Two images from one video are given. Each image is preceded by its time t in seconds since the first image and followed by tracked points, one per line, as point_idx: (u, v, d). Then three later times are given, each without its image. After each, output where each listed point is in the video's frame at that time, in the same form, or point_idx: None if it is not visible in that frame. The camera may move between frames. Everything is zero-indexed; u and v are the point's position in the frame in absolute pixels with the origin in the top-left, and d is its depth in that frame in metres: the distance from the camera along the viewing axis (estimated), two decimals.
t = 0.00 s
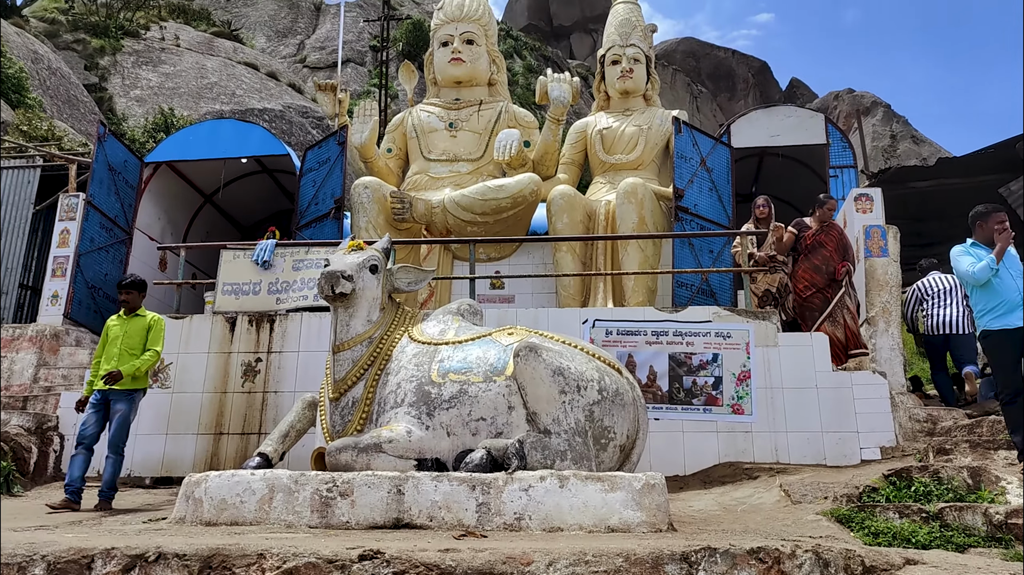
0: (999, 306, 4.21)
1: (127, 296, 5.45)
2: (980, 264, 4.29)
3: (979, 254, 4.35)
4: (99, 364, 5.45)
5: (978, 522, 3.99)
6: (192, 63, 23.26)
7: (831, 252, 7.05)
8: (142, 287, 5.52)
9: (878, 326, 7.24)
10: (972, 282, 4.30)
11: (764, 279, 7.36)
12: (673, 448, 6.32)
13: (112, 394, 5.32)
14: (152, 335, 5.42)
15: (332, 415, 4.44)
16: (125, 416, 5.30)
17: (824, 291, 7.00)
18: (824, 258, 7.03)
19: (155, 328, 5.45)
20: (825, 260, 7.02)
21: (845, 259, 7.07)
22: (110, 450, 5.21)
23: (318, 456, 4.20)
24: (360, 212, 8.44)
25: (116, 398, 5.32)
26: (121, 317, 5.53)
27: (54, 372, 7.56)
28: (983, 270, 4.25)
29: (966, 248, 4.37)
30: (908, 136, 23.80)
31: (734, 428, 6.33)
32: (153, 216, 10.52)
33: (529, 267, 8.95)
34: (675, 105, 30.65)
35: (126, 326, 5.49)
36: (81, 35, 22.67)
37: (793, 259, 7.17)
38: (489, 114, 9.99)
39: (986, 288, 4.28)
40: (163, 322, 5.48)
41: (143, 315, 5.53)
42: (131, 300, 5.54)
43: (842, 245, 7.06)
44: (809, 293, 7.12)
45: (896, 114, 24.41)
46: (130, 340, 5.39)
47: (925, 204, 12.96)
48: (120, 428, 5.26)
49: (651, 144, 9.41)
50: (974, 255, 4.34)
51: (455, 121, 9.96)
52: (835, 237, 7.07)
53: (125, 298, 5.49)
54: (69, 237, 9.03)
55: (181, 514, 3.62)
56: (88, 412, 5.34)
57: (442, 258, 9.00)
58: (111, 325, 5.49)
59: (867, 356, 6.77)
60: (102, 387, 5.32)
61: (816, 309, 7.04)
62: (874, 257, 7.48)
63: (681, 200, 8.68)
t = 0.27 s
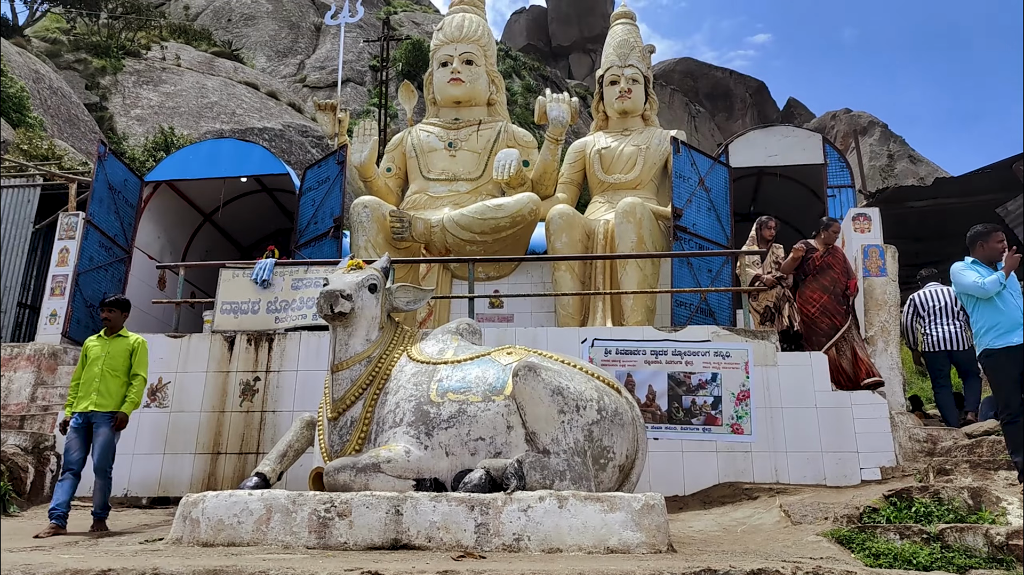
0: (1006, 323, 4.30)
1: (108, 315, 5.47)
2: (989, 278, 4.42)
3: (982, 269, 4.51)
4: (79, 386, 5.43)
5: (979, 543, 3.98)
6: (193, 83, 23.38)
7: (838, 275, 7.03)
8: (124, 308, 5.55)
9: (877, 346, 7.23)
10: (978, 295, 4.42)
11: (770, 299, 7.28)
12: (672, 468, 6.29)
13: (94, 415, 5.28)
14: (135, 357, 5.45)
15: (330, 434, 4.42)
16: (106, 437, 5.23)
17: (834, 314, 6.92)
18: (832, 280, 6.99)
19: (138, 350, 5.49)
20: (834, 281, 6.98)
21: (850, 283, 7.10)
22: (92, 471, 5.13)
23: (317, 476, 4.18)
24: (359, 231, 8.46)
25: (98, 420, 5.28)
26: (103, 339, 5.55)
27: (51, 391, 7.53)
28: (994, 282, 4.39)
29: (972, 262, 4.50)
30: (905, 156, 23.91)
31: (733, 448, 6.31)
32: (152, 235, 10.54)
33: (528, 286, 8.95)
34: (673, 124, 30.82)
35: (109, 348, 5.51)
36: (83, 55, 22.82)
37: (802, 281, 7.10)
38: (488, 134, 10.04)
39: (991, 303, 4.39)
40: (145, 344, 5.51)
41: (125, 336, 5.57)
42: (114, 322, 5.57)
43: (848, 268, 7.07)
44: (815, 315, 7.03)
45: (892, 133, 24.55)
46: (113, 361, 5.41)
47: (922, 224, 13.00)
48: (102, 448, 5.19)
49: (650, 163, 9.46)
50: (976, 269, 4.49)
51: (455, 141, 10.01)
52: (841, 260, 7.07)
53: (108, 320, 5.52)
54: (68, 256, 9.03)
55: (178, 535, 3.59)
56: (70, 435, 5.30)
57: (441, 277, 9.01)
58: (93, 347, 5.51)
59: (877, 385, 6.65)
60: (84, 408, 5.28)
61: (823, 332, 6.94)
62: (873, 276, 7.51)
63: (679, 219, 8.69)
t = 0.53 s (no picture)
0: (1006, 339, 4.28)
1: (95, 325, 5.44)
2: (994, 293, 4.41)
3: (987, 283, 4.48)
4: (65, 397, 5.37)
5: (980, 563, 3.97)
6: (193, 100, 23.47)
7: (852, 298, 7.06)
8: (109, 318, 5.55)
9: (876, 364, 7.23)
10: (983, 308, 4.39)
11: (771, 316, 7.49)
12: (671, 487, 6.27)
13: (86, 427, 5.27)
14: (126, 371, 5.49)
15: (329, 452, 4.41)
16: (99, 448, 5.24)
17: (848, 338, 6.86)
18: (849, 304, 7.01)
19: (129, 363, 5.53)
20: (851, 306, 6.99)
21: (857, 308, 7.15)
22: (86, 482, 5.13)
23: (314, 495, 4.17)
24: (358, 248, 8.47)
25: (90, 432, 5.28)
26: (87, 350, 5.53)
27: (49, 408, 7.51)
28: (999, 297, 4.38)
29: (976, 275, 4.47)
30: (903, 174, 23.99)
31: (733, 466, 6.29)
32: (151, 252, 10.54)
33: (527, 304, 8.96)
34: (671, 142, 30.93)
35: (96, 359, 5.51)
36: (84, 72, 22.93)
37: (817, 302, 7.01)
38: (487, 152, 10.07)
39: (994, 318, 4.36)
40: (134, 356, 5.56)
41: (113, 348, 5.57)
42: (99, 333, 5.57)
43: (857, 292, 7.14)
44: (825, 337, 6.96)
45: (890, 152, 24.65)
46: (105, 373, 5.41)
47: (921, 242, 13.03)
48: (94, 460, 5.19)
49: (648, 181, 9.49)
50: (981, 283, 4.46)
51: (454, 158, 10.04)
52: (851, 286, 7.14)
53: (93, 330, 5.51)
54: (67, 272, 9.03)
55: (174, 553, 3.57)
56: (59, 447, 5.26)
57: (440, 294, 9.01)
58: (77, 357, 5.47)
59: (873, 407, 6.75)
60: (76, 420, 5.26)
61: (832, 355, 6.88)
62: (872, 295, 7.53)
63: (678, 237, 8.70)
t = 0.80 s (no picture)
0: (1010, 356, 4.29)
1: (87, 339, 5.43)
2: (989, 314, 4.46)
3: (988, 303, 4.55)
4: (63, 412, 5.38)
5: None
6: (193, 116, 23.54)
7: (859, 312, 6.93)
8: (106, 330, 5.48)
9: (874, 381, 7.24)
10: (982, 328, 4.43)
11: (771, 330, 7.36)
12: (670, 504, 6.25)
13: (78, 444, 5.26)
14: (121, 384, 5.42)
15: (326, 469, 4.40)
16: (89, 465, 5.22)
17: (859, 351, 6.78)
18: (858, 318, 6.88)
19: (124, 376, 5.45)
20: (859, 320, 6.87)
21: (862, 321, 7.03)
22: (75, 499, 5.10)
23: (311, 512, 4.15)
24: (357, 263, 8.47)
25: (81, 448, 5.26)
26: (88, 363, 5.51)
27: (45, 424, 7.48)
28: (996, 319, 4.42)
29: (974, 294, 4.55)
30: (900, 191, 24.08)
31: (731, 483, 6.27)
32: (150, 267, 10.55)
33: (525, 319, 8.96)
34: (669, 159, 31.05)
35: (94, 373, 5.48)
36: (84, 87, 23.03)
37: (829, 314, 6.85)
38: (486, 168, 10.11)
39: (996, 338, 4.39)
40: (130, 369, 5.48)
41: (110, 362, 5.53)
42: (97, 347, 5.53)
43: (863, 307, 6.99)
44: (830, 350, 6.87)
45: (887, 169, 24.76)
46: (98, 389, 5.38)
47: (918, 259, 13.06)
48: (85, 477, 5.16)
49: (647, 198, 9.52)
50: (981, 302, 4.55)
51: (453, 175, 10.07)
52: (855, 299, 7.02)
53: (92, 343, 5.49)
54: (65, 287, 9.03)
55: (169, 570, 3.54)
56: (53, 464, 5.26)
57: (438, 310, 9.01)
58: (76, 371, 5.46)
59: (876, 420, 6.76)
60: (69, 438, 5.26)
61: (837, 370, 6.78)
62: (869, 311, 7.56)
63: (677, 254, 8.72)
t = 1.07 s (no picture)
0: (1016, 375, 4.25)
1: (81, 352, 5.43)
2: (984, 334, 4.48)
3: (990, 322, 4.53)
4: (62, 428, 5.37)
5: None
6: (192, 130, 23.59)
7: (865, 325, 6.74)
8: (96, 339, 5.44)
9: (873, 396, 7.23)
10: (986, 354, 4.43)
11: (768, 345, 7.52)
12: (668, 518, 6.22)
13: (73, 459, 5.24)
14: (112, 395, 5.35)
15: (323, 483, 4.38)
16: (83, 479, 5.19)
17: (868, 367, 6.61)
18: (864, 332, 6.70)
19: (116, 387, 5.38)
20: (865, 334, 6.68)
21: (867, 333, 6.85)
22: (73, 515, 5.08)
23: (308, 526, 4.13)
24: (355, 277, 8.46)
25: (75, 462, 5.24)
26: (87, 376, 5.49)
27: (41, 439, 7.44)
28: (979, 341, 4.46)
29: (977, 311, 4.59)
30: (897, 206, 24.15)
31: (729, 498, 6.25)
32: (147, 281, 10.53)
33: (523, 333, 8.95)
34: (667, 173, 31.14)
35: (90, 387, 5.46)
36: (83, 101, 23.09)
37: (841, 327, 6.62)
38: (484, 182, 10.13)
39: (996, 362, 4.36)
40: (124, 381, 5.42)
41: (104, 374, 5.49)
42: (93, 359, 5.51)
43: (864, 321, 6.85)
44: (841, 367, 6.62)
45: (883, 184, 24.85)
46: (89, 402, 5.35)
47: (915, 274, 13.09)
48: (80, 492, 5.14)
49: (644, 213, 9.55)
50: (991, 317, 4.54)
51: (451, 189, 10.09)
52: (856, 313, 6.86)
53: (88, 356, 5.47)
54: (63, 300, 9.02)
55: None
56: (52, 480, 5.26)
57: (436, 324, 9.01)
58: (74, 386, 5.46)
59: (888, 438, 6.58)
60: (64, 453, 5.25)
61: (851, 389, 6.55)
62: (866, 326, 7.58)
63: (674, 268, 8.73)
